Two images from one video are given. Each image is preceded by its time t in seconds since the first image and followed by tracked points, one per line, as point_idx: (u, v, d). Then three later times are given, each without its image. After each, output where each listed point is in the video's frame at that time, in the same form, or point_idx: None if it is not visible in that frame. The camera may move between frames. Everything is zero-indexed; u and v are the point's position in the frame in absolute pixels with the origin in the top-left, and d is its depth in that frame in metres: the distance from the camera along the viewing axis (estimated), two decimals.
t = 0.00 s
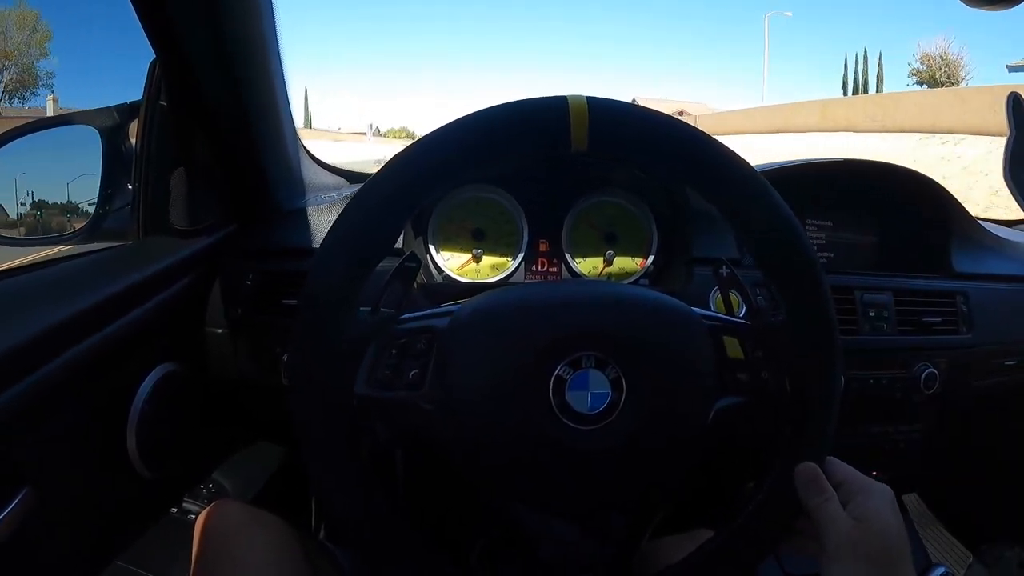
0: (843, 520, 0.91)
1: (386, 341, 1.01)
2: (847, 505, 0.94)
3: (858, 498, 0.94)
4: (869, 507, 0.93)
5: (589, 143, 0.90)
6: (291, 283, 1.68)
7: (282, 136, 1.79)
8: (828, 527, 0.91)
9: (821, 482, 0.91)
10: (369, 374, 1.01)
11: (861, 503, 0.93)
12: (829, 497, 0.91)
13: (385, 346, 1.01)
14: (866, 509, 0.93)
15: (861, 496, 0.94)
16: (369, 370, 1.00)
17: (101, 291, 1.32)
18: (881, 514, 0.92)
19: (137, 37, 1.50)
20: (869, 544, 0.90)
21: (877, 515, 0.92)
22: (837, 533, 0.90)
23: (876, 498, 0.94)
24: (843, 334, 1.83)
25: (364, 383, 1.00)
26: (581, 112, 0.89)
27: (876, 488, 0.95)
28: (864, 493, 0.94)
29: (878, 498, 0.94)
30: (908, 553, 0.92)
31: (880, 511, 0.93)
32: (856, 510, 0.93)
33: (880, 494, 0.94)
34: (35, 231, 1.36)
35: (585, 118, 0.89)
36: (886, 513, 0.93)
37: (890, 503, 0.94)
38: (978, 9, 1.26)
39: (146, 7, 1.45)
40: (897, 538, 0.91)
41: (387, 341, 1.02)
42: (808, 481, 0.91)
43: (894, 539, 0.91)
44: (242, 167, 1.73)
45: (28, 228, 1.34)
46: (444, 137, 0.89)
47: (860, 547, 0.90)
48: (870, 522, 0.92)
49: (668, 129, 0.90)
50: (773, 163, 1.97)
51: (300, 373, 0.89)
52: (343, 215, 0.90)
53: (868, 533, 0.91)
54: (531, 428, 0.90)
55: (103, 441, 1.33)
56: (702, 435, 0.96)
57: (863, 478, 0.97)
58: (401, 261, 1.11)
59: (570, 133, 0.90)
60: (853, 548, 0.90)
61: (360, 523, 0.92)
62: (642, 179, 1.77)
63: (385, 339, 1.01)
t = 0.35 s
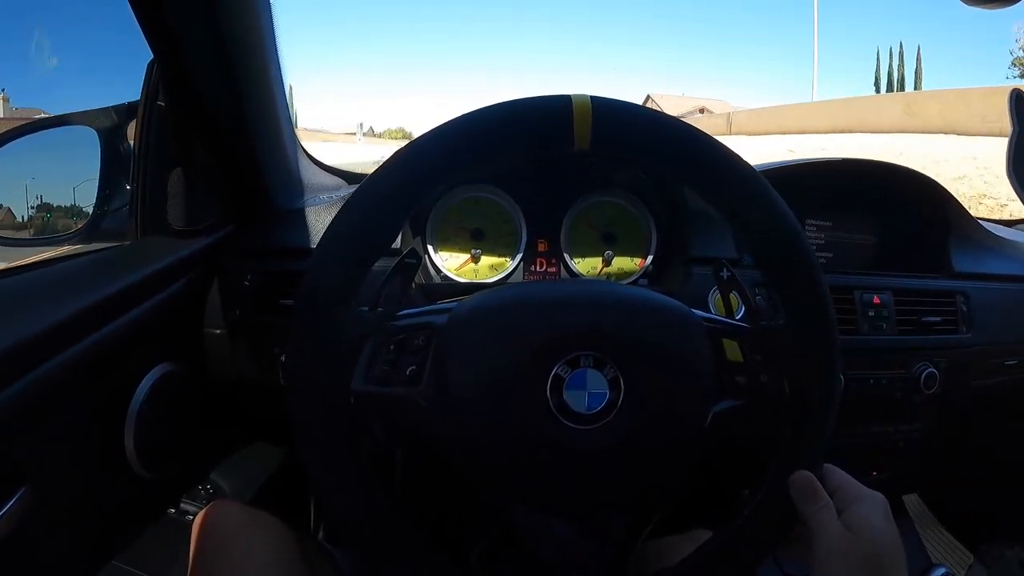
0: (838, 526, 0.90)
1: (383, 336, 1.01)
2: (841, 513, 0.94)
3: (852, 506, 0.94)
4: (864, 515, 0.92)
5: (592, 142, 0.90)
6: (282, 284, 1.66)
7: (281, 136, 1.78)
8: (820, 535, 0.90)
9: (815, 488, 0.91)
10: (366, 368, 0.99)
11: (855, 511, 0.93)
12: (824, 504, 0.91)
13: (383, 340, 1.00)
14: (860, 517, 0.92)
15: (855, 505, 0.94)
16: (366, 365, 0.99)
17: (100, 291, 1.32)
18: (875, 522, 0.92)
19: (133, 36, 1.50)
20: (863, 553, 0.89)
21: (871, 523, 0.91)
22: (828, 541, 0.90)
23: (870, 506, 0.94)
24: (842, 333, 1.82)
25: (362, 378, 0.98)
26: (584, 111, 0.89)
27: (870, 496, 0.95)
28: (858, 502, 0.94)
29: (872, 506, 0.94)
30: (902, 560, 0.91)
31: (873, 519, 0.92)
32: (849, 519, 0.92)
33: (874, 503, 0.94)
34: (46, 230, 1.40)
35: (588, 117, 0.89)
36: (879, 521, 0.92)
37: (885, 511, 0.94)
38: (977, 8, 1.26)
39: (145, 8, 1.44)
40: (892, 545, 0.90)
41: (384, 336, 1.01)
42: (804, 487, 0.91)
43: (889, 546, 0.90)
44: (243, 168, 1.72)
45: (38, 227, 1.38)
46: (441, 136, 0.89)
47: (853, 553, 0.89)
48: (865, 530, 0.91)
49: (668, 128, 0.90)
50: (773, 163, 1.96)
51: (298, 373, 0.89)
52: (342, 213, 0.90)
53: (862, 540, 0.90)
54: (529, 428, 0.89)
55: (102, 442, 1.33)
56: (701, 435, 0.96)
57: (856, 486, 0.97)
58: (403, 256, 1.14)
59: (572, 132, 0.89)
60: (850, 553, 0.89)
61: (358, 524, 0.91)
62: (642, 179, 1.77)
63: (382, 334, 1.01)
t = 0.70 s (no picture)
0: (837, 528, 0.90)
1: (387, 337, 0.99)
2: (840, 514, 0.94)
3: (851, 506, 0.94)
4: (862, 516, 0.93)
5: (594, 146, 0.91)
6: (287, 286, 1.67)
7: (284, 137, 1.79)
8: (819, 536, 0.91)
9: (814, 490, 0.91)
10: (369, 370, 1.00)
11: (854, 512, 0.94)
12: (823, 505, 0.91)
13: (386, 342, 0.99)
14: (858, 517, 0.93)
15: (852, 506, 0.94)
16: (369, 367, 0.99)
17: (102, 292, 1.32)
18: (872, 523, 0.92)
19: (137, 35, 1.50)
20: (861, 554, 0.90)
21: (869, 524, 0.92)
22: (827, 544, 0.90)
23: (868, 507, 0.94)
24: (841, 335, 1.83)
25: (366, 379, 0.98)
26: (587, 115, 0.89)
27: (867, 496, 0.96)
28: (856, 503, 0.95)
29: (869, 507, 0.94)
30: (898, 561, 0.91)
31: (871, 520, 0.93)
32: (848, 519, 0.93)
33: (871, 504, 0.95)
34: (53, 228, 1.42)
35: (591, 120, 0.90)
36: (877, 523, 0.93)
37: (881, 512, 0.95)
38: (973, 10, 1.27)
39: (147, 9, 1.45)
40: (888, 547, 0.91)
41: (387, 338, 1.00)
42: (804, 488, 0.91)
43: (885, 547, 0.91)
44: (243, 168, 1.73)
45: (45, 226, 1.39)
46: (444, 139, 0.90)
47: (852, 554, 0.89)
48: (863, 531, 0.92)
49: (669, 132, 0.91)
50: (773, 164, 1.96)
51: (302, 374, 0.90)
52: (346, 216, 0.90)
53: (860, 543, 0.90)
54: (530, 429, 0.90)
55: (102, 441, 1.33)
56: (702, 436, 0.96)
57: (854, 486, 0.98)
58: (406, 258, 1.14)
59: (575, 136, 0.90)
60: (846, 556, 0.89)
61: (360, 523, 0.92)
62: (641, 180, 1.78)
63: (386, 336, 0.99)
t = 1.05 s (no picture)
0: (840, 535, 0.91)
1: (394, 341, 0.99)
2: (842, 519, 0.95)
3: (854, 512, 0.95)
4: (864, 522, 0.94)
5: (603, 152, 0.91)
6: (292, 290, 1.68)
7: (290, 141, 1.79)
8: (821, 542, 0.91)
9: (817, 497, 0.92)
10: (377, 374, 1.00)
11: (855, 521, 0.94)
12: (825, 512, 0.91)
13: (395, 347, 0.99)
14: (860, 524, 0.94)
15: (855, 512, 0.95)
16: (378, 371, 0.99)
17: (108, 296, 1.33)
18: (873, 529, 0.93)
19: (140, 36, 1.50)
20: (862, 560, 0.91)
21: (871, 532, 0.93)
22: (828, 549, 0.90)
23: (870, 513, 0.95)
24: (843, 338, 1.84)
25: (374, 384, 0.98)
26: (596, 122, 0.90)
27: (868, 503, 0.97)
28: (859, 509, 0.95)
29: (870, 515, 0.95)
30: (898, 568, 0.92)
31: (873, 527, 0.93)
32: (850, 526, 0.93)
33: (874, 511, 0.95)
34: (62, 229, 1.42)
35: (600, 127, 0.90)
36: (879, 529, 0.93)
37: (883, 519, 0.95)
38: (974, 15, 1.28)
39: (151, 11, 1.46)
40: (889, 554, 0.92)
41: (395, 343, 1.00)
42: (806, 495, 0.92)
43: (885, 553, 0.92)
44: (243, 167, 1.73)
45: (54, 226, 1.40)
46: (453, 146, 0.90)
47: (852, 560, 0.90)
48: (865, 537, 0.92)
49: (677, 139, 0.91)
50: (776, 170, 1.95)
51: (310, 380, 0.91)
52: (354, 222, 0.91)
53: (861, 550, 0.91)
54: (537, 435, 0.91)
55: (104, 444, 1.32)
56: (707, 442, 0.97)
57: (855, 494, 0.98)
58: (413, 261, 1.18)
59: (583, 143, 0.91)
60: (846, 562, 0.90)
61: (365, 525, 0.92)
62: (643, 184, 1.78)
63: (393, 340, 0.98)
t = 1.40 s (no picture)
0: (845, 530, 0.91)
1: (394, 342, 0.98)
2: (847, 514, 0.94)
3: (858, 506, 0.94)
4: (869, 516, 0.93)
5: (599, 150, 0.91)
6: (293, 288, 1.68)
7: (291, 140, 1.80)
8: (827, 538, 0.91)
9: (821, 492, 0.91)
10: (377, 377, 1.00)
11: (861, 513, 0.94)
12: (830, 507, 0.91)
13: (394, 351, 0.99)
14: (865, 518, 0.93)
15: (860, 506, 0.95)
16: (377, 374, 0.99)
17: (107, 294, 1.32)
18: (878, 523, 0.93)
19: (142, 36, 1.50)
20: (868, 553, 0.90)
21: (876, 526, 0.92)
22: (835, 543, 0.90)
23: (874, 507, 0.94)
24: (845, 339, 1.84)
25: (373, 387, 0.99)
26: (592, 120, 0.90)
27: (873, 495, 0.96)
28: (864, 503, 0.95)
29: (876, 508, 0.94)
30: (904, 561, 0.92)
31: (878, 521, 0.93)
32: (854, 521, 0.93)
33: (878, 504, 0.95)
34: (70, 227, 1.44)
35: (597, 124, 0.90)
36: (884, 523, 0.93)
37: (888, 511, 0.95)
38: (976, 15, 1.27)
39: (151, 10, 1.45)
40: (895, 547, 0.91)
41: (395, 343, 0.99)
42: (810, 491, 0.91)
43: (891, 547, 0.91)
44: (242, 167, 1.73)
45: (62, 224, 1.42)
46: (451, 144, 0.90)
47: (858, 554, 0.90)
48: (871, 531, 0.92)
49: (675, 137, 0.91)
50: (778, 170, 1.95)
51: (309, 379, 0.90)
52: (353, 220, 0.91)
53: (867, 544, 0.90)
54: (536, 434, 0.91)
55: (102, 443, 1.32)
56: (707, 442, 0.97)
57: (861, 486, 0.97)
58: (412, 263, 1.19)
59: (581, 141, 0.90)
60: (853, 557, 0.90)
61: (364, 525, 0.92)
62: (644, 183, 1.77)
63: (393, 341, 0.98)
